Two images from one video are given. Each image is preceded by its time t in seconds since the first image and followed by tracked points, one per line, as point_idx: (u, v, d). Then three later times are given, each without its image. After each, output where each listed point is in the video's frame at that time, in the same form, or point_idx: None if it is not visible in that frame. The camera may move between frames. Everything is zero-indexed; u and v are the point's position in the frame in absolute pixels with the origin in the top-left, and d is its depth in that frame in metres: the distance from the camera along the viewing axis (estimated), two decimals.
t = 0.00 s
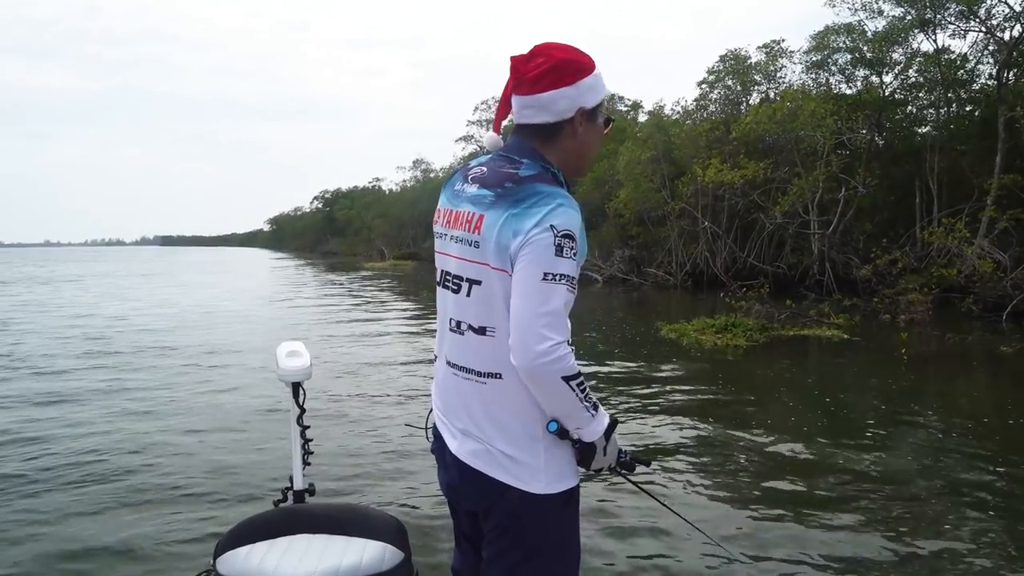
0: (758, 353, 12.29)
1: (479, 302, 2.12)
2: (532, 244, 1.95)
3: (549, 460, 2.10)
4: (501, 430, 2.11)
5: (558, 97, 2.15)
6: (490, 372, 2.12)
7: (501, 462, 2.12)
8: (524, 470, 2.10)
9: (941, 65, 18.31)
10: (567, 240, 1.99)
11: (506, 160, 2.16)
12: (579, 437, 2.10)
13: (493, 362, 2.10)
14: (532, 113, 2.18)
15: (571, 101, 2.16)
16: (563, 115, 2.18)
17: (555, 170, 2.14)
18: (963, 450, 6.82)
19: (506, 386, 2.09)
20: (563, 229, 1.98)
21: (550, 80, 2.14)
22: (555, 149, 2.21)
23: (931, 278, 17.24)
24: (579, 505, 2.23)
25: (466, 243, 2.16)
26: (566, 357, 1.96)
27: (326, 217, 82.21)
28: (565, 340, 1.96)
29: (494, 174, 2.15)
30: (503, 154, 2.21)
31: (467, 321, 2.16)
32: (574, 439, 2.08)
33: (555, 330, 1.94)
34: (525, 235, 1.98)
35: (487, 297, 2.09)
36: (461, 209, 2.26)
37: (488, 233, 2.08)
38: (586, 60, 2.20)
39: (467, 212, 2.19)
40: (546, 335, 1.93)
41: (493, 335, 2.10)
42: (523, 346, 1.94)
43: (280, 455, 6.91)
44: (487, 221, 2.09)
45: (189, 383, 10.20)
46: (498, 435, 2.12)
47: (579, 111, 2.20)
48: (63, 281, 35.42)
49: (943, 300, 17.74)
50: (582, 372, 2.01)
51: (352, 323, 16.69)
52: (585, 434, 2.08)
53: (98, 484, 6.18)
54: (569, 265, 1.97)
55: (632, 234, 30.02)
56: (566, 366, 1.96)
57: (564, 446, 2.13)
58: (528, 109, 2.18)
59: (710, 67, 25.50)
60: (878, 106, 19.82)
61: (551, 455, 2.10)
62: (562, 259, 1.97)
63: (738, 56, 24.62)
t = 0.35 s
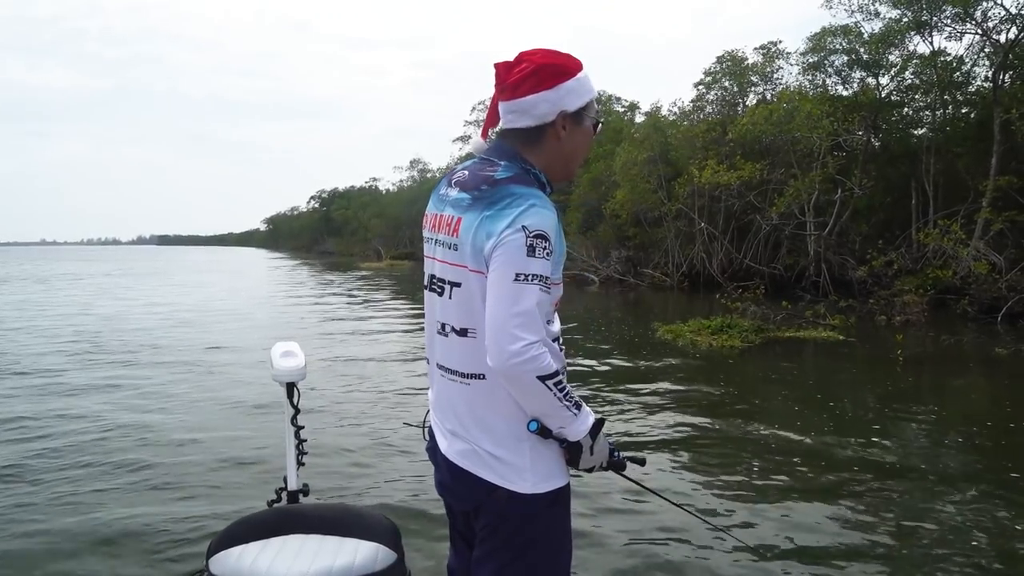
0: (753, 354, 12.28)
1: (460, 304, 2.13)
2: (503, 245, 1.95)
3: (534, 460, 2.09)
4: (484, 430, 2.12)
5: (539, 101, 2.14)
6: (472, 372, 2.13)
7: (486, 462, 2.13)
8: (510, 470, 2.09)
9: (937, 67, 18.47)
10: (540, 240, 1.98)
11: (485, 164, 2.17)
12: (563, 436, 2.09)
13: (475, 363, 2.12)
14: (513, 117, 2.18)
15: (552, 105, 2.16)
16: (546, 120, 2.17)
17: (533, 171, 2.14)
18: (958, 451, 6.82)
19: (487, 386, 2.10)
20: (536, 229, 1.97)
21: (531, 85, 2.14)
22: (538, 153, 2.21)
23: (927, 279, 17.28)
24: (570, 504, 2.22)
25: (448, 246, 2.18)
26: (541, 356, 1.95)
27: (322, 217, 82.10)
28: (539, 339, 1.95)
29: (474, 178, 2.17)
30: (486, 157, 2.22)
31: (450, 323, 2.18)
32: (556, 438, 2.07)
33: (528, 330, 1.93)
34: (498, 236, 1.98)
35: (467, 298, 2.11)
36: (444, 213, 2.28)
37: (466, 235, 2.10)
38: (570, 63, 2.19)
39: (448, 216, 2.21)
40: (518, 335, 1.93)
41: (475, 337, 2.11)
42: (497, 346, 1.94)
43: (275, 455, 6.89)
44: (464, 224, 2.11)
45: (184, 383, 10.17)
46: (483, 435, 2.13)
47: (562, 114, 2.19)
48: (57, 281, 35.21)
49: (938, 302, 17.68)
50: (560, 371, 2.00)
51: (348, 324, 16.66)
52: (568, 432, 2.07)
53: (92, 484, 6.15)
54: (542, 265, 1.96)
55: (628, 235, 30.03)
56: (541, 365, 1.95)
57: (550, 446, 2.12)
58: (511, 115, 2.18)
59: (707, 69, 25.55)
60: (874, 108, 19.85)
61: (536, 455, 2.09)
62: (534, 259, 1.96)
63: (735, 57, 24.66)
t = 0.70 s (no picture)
0: (746, 354, 12.29)
1: (446, 303, 2.14)
2: (482, 244, 1.95)
3: (520, 459, 2.08)
4: (471, 428, 2.12)
5: (509, 100, 2.15)
6: (458, 371, 2.13)
7: (472, 460, 2.12)
8: (495, 469, 2.08)
9: (930, 68, 18.58)
10: (519, 239, 1.96)
11: (469, 165, 2.18)
12: (548, 435, 2.07)
13: (460, 362, 2.12)
14: (490, 117, 2.20)
15: (523, 102, 2.15)
16: (519, 118, 2.17)
17: (514, 168, 2.14)
18: (950, 452, 6.83)
19: (472, 385, 2.09)
20: (515, 228, 1.96)
21: (501, 85, 2.15)
22: (517, 150, 2.21)
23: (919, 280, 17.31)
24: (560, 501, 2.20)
25: (434, 246, 2.20)
26: (520, 355, 1.93)
27: (316, 217, 81.89)
28: (518, 338, 1.93)
29: (458, 178, 2.18)
30: (470, 157, 2.23)
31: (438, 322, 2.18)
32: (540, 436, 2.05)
33: (507, 328, 1.92)
34: (478, 235, 1.98)
35: (451, 298, 2.12)
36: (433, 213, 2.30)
37: (449, 235, 2.11)
38: (542, 59, 2.17)
39: (435, 216, 2.22)
40: (496, 333, 1.91)
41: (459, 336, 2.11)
42: (475, 345, 1.93)
43: (266, 455, 6.86)
44: (449, 224, 2.12)
45: (176, 384, 10.13)
46: (469, 433, 2.12)
47: (535, 111, 2.17)
48: (48, 281, 35.02)
49: (930, 302, 17.75)
50: (541, 369, 1.98)
51: (341, 324, 16.63)
52: (553, 431, 2.05)
53: (82, 485, 6.11)
54: (521, 263, 1.95)
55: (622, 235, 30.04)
56: (520, 364, 1.93)
57: (536, 444, 2.10)
58: (487, 115, 2.20)
59: (701, 69, 25.61)
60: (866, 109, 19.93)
61: (521, 453, 2.08)
62: (513, 258, 1.95)
63: (729, 58, 24.72)
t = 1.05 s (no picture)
0: (738, 354, 12.30)
1: (432, 301, 2.15)
2: (463, 241, 1.95)
3: (506, 457, 2.08)
4: (458, 426, 2.13)
5: (494, 99, 2.15)
6: (444, 368, 2.14)
7: (459, 458, 2.12)
8: (482, 467, 2.08)
9: (921, 68, 18.69)
10: (499, 236, 1.96)
11: (456, 163, 2.20)
12: (534, 433, 2.06)
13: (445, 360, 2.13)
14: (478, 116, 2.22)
15: (506, 100, 2.15)
16: (505, 116, 2.18)
17: (501, 167, 2.14)
18: (943, 450, 6.85)
19: (457, 383, 2.10)
20: (496, 225, 1.96)
21: (487, 84, 2.16)
22: (504, 149, 2.21)
23: (911, 279, 17.35)
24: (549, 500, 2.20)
25: (420, 244, 2.22)
26: (501, 351, 1.93)
27: (309, 217, 81.69)
28: (498, 335, 1.93)
29: (444, 176, 2.20)
30: (459, 155, 2.25)
31: (425, 319, 2.19)
32: (526, 434, 2.05)
33: (487, 325, 1.92)
34: (459, 232, 1.98)
35: (437, 296, 2.13)
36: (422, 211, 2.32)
37: (433, 233, 2.12)
38: (528, 57, 2.16)
39: (422, 214, 2.24)
40: (476, 330, 1.91)
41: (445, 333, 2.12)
42: (456, 341, 1.94)
43: (259, 456, 6.83)
44: (433, 221, 2.13)
45: (169, 384, 10.10)
46: (456, 431, 2.13)
47: (521, 109, 2.17)
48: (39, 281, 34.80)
49: (922, 301, 17.83)
50: (523, 367, 1.97)
51: (333, 324, 16.58)
52: (538, 428, 2.04)
53: (73, 487, 6.07)
54: (502, 260, 1.94)
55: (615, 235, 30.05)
56: (502, 361, 1.93)
57: (522, 442, 2.10)
58: (476, 114, 2.22)
59: (693, 69, 25.66)
60: (858, 109, 20.00)
61: (507, 452, 2.08)
62: (493, 254, 1.95)
63: (722, 58, 24.76)
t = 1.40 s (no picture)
0: (730, 352, 12.31)
1: (418, 300, 2.15)
2: (446, 240, 1.94)
3: (493, 458, 2.07)
4: (445, 426, 2.12)
5: (467, 96, 2.20)
6: (431, 367, 2.13)
7: (447, 459, 2.12)
8: (470, 467, 2.07)
9: (910, 66, 18.85)
10: (482, 235, 1.95)
11: (440, 161, 2.23)
12: (521, 432, 2.05)
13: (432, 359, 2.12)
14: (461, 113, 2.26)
15: (479, 97, 2.19)
16: (477, 114, 2.22)
17: (479, 163, 2.16)
18: (935, 445, 6.87)
19: (442, 383, 2.09)
20: (477, 223, 1.95)
21: (463, 82, 2.22)
22: (481, 146, 2.23)
23: (901, 276, 17.40)
24: (540, 499, 2.19)
25: (407, 244, 2.22)
26: (485, 351, 1.92)
27: (300, 218, 81.40)
28: (482, 335, 1.92)
29: (431, 175, 2.21)
30: (447, 152, 2.27)
31: (412, 319, 2.18)
32: (514, 433, 2.04)
33: (470, 325, 1.91)
34: (442, 232, 1.98)
35: (423, 296, 2.13)
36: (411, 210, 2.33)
37: (418, 233, 2.12)
38: (502, 54, 2.17)
39: (410, 213, 2.25)
40: (460, 330, 1.90)
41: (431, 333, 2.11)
42: (440, 341, 1.93)
43: (250, 457, 6.80)
44: (418, 221, 2.14)
45: (161, 386, 10.04)
46: (443, 431, 2.12)
47: (490, 106, 2.19)
48: (28, 284, 34.53)
49: (912, 298, 17.92)
50: (509, 366, 1.96)
51: (325, 325, 16.53)
52: (526, 427, 2.03)
53: (62, 490, 6.03)
54: (484, 259, 1.93)
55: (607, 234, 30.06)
56: (486, 360, 1.92)
57: (510, 442, 2.08)
58: (459, 111, 2.28)
59: (683, 68, 25.70)
60: (848, 106, 20.11)
61: (495, 451, 2.07)
62: (476, 253, 1.93)
63: (712, 56, 24.82)
